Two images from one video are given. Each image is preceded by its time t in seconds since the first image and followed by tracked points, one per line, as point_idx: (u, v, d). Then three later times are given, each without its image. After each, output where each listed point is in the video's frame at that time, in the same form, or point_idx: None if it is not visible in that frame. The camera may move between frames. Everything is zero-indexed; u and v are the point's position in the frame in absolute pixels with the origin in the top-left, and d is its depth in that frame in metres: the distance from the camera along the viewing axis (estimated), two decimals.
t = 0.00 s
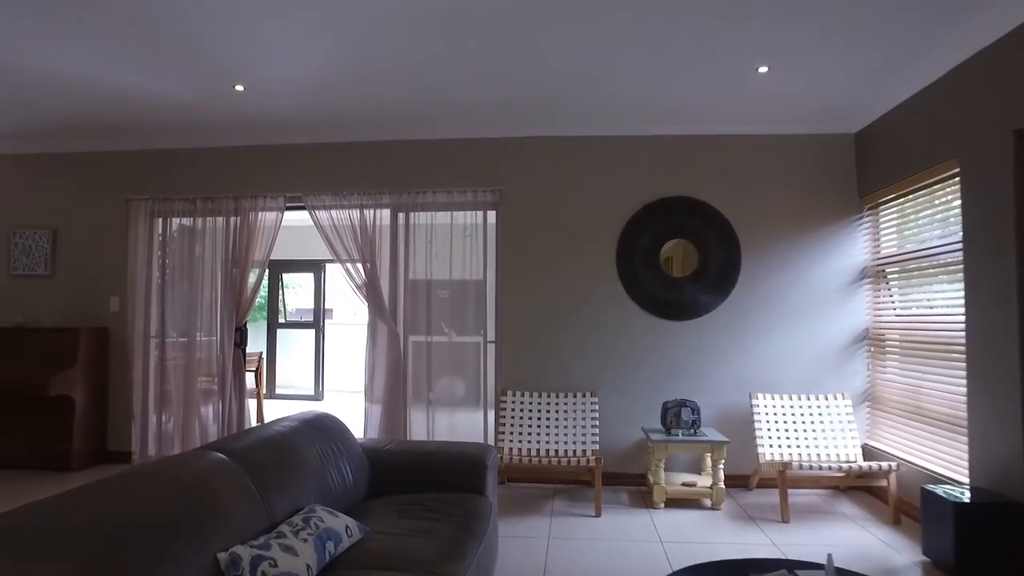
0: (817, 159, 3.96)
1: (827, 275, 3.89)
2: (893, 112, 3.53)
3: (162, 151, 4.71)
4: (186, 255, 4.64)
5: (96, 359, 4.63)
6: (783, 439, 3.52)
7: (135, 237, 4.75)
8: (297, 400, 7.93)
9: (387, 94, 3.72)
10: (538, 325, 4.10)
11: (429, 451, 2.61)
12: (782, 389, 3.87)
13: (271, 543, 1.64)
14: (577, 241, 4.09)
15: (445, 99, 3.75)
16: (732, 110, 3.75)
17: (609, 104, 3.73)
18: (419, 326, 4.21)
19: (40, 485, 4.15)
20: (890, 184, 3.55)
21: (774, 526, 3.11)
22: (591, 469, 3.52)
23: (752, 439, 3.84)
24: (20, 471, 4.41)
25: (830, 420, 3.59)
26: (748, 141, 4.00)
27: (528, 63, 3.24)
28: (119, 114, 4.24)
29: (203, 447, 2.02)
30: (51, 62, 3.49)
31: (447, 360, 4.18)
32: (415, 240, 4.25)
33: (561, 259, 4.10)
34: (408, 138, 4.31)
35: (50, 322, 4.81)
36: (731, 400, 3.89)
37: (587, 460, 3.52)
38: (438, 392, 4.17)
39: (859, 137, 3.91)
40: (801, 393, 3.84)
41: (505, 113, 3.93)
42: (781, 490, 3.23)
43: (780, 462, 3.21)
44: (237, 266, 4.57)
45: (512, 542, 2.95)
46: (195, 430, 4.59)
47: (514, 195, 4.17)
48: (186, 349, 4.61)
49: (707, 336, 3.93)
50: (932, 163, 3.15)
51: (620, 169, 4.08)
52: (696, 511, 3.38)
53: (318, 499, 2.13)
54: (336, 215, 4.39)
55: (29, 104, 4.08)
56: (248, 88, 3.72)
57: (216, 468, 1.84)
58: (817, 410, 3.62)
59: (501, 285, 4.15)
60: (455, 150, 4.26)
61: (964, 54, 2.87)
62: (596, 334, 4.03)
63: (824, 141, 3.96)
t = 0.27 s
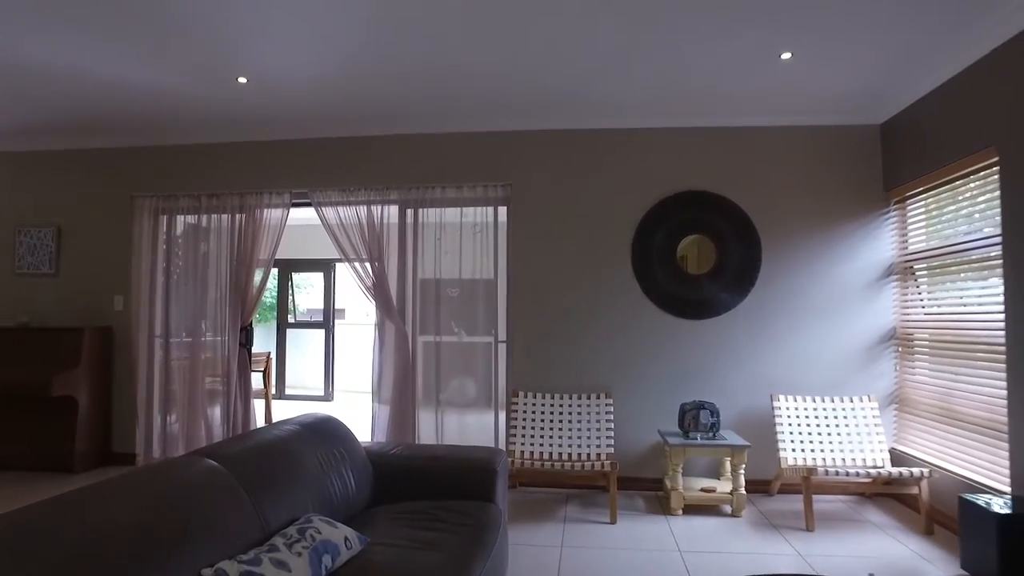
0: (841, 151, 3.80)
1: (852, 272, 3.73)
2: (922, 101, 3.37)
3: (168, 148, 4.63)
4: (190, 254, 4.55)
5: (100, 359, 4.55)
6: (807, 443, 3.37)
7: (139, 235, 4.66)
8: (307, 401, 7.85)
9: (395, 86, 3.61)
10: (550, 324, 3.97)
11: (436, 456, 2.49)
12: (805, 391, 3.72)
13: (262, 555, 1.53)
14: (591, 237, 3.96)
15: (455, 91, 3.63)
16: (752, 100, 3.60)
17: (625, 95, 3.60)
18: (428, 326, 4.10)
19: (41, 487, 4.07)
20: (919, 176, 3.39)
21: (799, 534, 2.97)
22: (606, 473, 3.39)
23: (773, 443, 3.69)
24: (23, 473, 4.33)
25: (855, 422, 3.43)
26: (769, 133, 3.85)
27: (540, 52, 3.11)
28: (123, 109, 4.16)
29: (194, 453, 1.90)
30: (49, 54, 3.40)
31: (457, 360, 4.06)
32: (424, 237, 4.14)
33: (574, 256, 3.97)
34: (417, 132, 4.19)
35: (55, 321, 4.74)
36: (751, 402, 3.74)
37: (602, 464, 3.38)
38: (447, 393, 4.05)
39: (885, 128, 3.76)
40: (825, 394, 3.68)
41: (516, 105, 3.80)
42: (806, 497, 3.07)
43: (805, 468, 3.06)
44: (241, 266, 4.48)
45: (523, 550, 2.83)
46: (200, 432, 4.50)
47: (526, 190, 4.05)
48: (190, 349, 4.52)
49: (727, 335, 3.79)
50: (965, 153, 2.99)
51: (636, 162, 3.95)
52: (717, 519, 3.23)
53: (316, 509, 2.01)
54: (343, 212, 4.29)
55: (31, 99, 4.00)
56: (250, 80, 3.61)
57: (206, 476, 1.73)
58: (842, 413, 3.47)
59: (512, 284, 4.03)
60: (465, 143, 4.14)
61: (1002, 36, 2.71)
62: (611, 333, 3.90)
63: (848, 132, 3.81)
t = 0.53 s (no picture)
0: (866, 143, 3.64)
1: (879, 269, 3.57)
2: (954, 90, 3.21)
3: (172, 144, 4.53)
4: (194, 253, 4.45)
5: (103, 359, 4.46)
6: (831, 449, 3.21)
7: (142, 233, 4.56)
8: (317, 401, 7.76)
9: (401, 78, 3.48)
10: (563, 324, 3.83)
11: (442, 465, 2.37)
12: (829, 394, 3.56)
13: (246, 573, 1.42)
14: (604, 234, 3.82)
15: (463, 82, 3.50)
16: (773, 90, 3.45)
17: (639, 85, 3.45)
18: (437, 326, 3.98)
19: (42, 490, 3.98)
20: (951, 169, 3.22)
21: (824, 546, 2.81)
22: (620, 480, 3.24)
23: (796, 448, 3.53)
24: (24, 476, 4.25)
25: (883, 427, 3.27)
26: (790, 125, 3.70)
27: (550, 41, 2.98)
28: (125, 104, 4.06)
29: (180, 461, 1.78)
30: (47, 45, 3.30)
31: (466, 362, 3.93)
32: (432, 235, 4.01)
33: (587, 253, 3.83)
34: (425, 126, 4.07)
35: (58, 321, 4.66)
36: (773, 406, 3.59)
37: (616, 470, 3.24)
38: (456, 396, 3.92)
39: (913, 119, 3.59)
40: (851, 398, 3.52)
41: (527, 97, 3.67)
42: (832, 506, 2.91)
43: (832, 475, 2.90)
44: (244, 265, 4.37)
45: (534, 561, 2.69)
46: (204, 435, 4.40)
47: (537, 186, 3.91)
48: (194, 350, 4.42)
49: (747, 336, 3.64)
50: (1002, 143, 2.82)
51: (651, 156, 3.80)
52: (738, 528, 3.08)
53: (310, 521, 1.89)
54: (349, 209, 4.17)
55: (31, 92, 3.91)
56: (252, 71, 3.49)
57: (190, 487, 1.61)
58: (869, 417, 3.31)
59: (523, 283, 3.89)
60: (474, 137, 4.01)
61: None
62: (626, 334, 3.75)
63: (874, 123, 3.64)
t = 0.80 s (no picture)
0: (896, 135, 3.47)
1: (910, 267, 3.40)
2: (991, 78, 3.03)
3: (178, 141, 4.44)
4: (199, 252, 4.35)
5: (108, 361, 4.37)
6: (860, 456, 3.06)
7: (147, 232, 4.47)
8: (329, 402, 7.66)
9: (409, 71, 3.36)
10: (578, 325, 3.69)
11: (449, 474, 2.24)
12: (858, 398, 3.40)
13: None
14: (620, 231, 3.68)
15: (473, 75, 3.37)
16: (799, 80, 3.29)
17: (657, 76, 3.31)
18: (447, 327, 3.85)
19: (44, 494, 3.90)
20: (987, 160, 3.05)
21: (855, 560, 2.65)
22: (638, 488, 3.10)
23: (822, 455, 3.38)
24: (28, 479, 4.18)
25: (916, 433, 3.10)
26: (815, 117, 3.54)
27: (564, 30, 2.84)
28: (129, 100, 3.96)
29: (166, 472, 1.66)
30: (45, 41, 3.21)
31: (477, 364, 3.80)
32: (441, 233, 3.89)
33: (603, 252, 3.69)
34: (435, 120, 3.94)
35: (64, 322, 4.58)
36: (798, 410, 3.43)
37: (634, 478, 3.10)
38: (467, 399, 3.79)
39: (946, 109, 3.41)
40: (881, 402, 3.36)
41: (540, 89, 3.53)
42: (863, 517, 2.75)
43: (864, 485, 2.73)
44: (251, 264, 4.27)
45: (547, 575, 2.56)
46: (209, 438, 4.30)
47: (550, 181, 3.78)
48: (199, 351, 4.33)
49: (771, 337, 3.49)
50: None
51: (669, 150, 3.65)
52: (763, 539, 2.93)
53: (305, 536, 1.77)
54: (357, 206, 4.06)
55: (33, 89, 3.83)
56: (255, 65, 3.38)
57: (175, 500, 1.50)
58: (901, 422, 3.14)
59: (537, 282, 3.76)
60: (485, 132, 3.88)
61: None
62: (643, 335, 3.61)
63: (904, 114, 3.47)
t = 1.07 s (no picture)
0: (927, 124, 3.29)
1: (944, 264, 3.23)
2: None
3: (181, 136, 4.33)
4: (202, 250, 4.24)
5: (110, 362, 4.27)
6: (891, 464, 2.89)
7: (149, 230, 4.36)
8: (338, 403, 7.56)
9: (414, 62, 3.22)
10: (592, 325, 3.54)
11: (455, 483, 2.10)
12: (888, 401, 3.23)
13: None
14: (636, 227, 3.52)
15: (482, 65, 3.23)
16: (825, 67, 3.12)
17: (674, 65, 3.15)
18: (456, 327, 3.71)
19: (44, 497, 3.81)
20: None
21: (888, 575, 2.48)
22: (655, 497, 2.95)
23: (849, 460, 3.21)
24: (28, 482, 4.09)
25: (951, 439, 2.93)
26: (841, 106, 3.37)
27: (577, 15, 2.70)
28: (130, 94, 3.85)
29: (144, 483, 1.53)
30: (38, 34, 3.10)
31: (487, 365, 3.66)
32: (450, 230, 3.75)
33: (617, 248, 3.54)
34: (443, 112, 3.81)
35: (66, 321, 4.49)
36: (825, 414, 3.27)
37: (651, 486, 2.95)
38: (477, 402, 3.65)
39: (981, 97, 3.23)
40: (913, 406, 3.19)
41: (551, 79, 3.39)
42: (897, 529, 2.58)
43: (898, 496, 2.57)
44: (255, 262, 4.15)
45: None
46: (213, 441, 4.19)
47: (563, 175, 3.63)
48: (202, 351, 4.21)
49: (796, 337, 3.32)
50: None
51: (686, 142, 3.50)
52: (788, 551, 2.77)
53: (296, 554, 1.64)
54: (362, 202, 3.93)
55: (30, 84, 3.73)
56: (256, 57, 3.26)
57: (153, 516, 1.37)
58: (935, 427, 2.97)
59: (549, 280, 3.62)
60: (495, 124, 3.74)
61: None
62: (660, 335, 3.45)
63: (936, 102, 3.30)
